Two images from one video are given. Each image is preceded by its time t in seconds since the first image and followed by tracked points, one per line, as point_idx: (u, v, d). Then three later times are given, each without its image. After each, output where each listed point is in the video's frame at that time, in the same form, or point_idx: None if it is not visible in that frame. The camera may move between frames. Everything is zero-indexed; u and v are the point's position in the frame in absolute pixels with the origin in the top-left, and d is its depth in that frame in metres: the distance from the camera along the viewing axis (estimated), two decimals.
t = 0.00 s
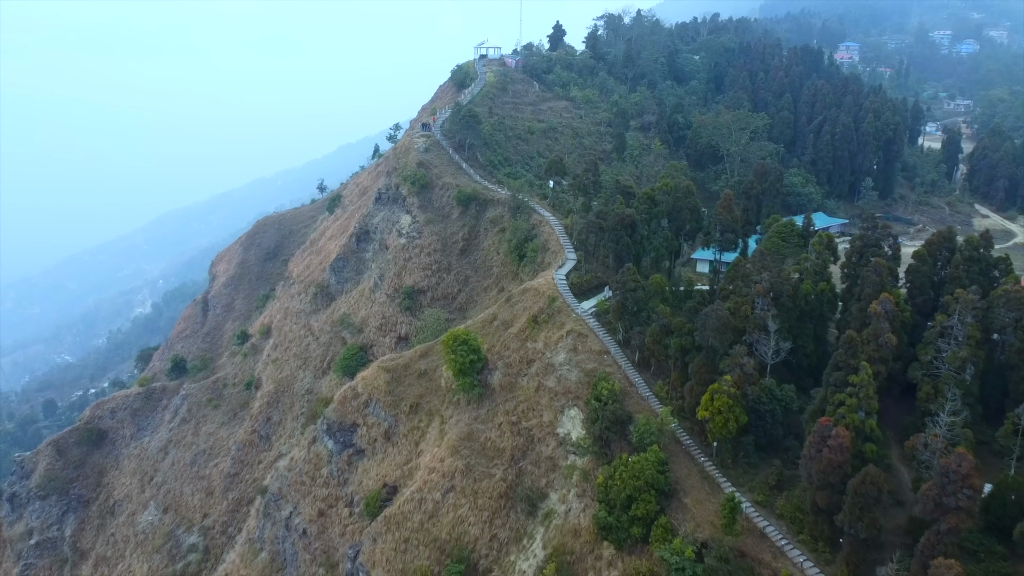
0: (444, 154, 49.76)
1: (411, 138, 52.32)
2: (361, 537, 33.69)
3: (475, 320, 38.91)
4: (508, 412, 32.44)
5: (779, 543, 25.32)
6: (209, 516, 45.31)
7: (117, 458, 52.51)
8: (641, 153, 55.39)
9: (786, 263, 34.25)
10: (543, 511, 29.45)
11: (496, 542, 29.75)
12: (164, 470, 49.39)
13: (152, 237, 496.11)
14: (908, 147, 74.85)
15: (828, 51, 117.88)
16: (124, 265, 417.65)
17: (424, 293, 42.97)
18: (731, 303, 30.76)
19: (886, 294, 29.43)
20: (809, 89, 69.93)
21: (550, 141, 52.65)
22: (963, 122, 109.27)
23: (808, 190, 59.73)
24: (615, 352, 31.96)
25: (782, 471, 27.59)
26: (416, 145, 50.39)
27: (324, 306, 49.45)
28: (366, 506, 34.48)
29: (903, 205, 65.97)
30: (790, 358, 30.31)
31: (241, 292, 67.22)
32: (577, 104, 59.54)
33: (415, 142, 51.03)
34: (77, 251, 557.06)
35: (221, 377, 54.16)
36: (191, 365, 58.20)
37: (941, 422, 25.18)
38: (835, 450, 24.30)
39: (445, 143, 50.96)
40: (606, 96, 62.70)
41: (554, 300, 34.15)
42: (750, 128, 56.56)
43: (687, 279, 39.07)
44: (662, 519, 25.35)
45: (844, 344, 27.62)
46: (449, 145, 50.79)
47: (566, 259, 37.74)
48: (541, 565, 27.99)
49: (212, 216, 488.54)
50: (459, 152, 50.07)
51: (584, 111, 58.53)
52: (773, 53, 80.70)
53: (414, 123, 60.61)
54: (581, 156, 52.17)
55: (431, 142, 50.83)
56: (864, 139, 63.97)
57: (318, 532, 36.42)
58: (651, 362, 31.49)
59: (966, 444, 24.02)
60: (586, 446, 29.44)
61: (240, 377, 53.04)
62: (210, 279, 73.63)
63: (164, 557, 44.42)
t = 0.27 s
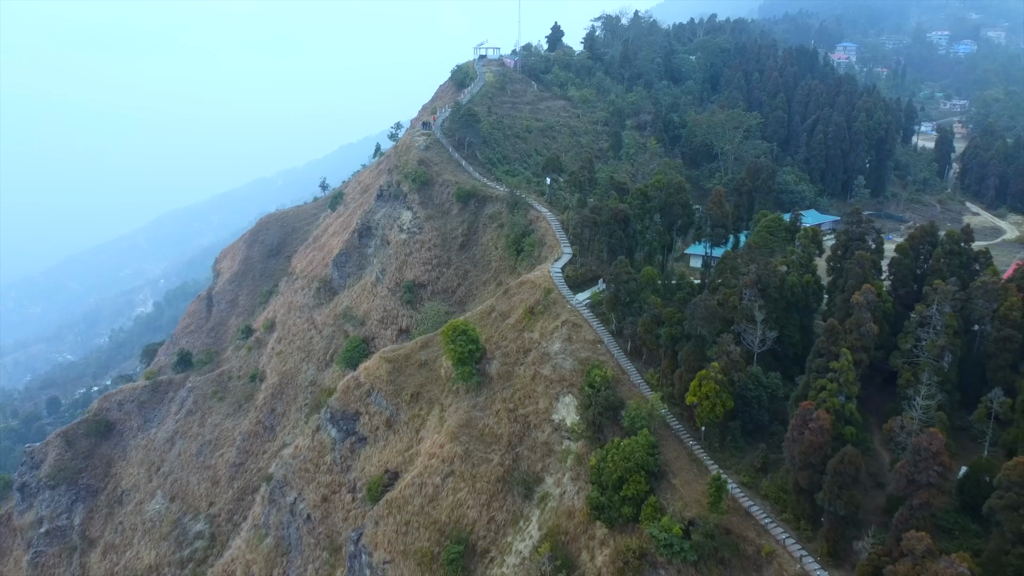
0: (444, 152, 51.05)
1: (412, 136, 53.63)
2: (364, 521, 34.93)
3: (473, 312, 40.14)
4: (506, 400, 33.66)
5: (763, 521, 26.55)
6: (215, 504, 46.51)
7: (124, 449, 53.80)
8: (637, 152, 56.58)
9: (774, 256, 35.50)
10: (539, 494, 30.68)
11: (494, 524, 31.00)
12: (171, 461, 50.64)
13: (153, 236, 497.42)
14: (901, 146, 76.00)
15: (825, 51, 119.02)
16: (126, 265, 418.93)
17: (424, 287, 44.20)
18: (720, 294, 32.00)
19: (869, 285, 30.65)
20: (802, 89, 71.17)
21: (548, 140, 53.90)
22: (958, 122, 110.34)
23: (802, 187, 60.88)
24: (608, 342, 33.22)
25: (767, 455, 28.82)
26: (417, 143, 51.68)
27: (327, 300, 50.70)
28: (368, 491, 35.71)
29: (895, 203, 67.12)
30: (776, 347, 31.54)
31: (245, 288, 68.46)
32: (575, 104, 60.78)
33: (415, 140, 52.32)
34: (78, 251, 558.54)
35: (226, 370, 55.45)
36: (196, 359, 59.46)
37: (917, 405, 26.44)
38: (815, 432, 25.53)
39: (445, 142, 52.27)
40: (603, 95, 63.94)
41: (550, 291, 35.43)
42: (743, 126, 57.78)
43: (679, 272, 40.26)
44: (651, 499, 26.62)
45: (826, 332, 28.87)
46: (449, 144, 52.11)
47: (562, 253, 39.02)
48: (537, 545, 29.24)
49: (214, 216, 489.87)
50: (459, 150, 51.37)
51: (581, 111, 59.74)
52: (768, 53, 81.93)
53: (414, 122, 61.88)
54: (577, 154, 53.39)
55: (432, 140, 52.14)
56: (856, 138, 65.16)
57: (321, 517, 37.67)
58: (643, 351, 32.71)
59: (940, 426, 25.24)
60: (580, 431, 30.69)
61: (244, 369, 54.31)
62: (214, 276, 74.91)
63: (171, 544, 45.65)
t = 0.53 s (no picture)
0: (444, 150, 52.35)
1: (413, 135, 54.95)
2: (366, 505, 36.15)
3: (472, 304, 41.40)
4: (503, 388, 34.92)
5: (748, 502, 27.77)
6: (220, 493, 47.69)
7: (132, 440, 55.08)
8: (633, 150, 57.78)
9: (762, 250, 36.75)
10: (534, 479, 31.91)
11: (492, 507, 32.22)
12: (177, 451, 51.88)
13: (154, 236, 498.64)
14: (894, 145, 77.18)
15: (821, 51, 120.26)
16: (127, 264, 420.14)
17: (424, 281, 45.42)
18: (710, 286, 33.26)
19: (852, 277, 31.89)
20: (796, 89, 72.43)
21: (545, 138, 55.14)
22: (952, 122, 111.51)
23: (795, 185, 62.06)
24: (601, 332, 34.50)
25: (753, 439, 30.04)
26: (417, 141, 52.98)
27: (330, 295, 51.98)
28: (370, 477, 36.93)
29: (887, 200, 68.27)
30: (763, 337, 32.78)
31: (248, 284, 69.71)
32: (572, 103, 62.04)
33: (415, 138, 53.62)
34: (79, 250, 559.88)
35: (231, 363, 56.74)
36: (201, 353, 60.76)
37: (895, 391, 27.72)
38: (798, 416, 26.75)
39: (445, 140, 53.61)
40: (600, 95, 65.20)
41: (546, 284, 36.77)
42: (736, 125, 59.02)
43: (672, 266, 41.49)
44: (641, 480, 27.89)
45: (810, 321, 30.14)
46: (449, 142, 53.43)
47: (558, 248, 40.33)
48: (532, 526, 30.47)
49: (214, 215, 491.03)
50: (458, 148, 52.68)
51: (578, 110, 60.96)
52: (763, 53, 83.19)
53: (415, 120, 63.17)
54: (574, 152, 54.62)
55: (432, 139, 53.46)
56: (849, 137, 66.36)
57: (325, 503, 38.92)
58: (635, 341, 33.97)
59: (916, 409, 26.48)
60: (574, 417, 31.96)
61: (249, 362, 55.60)
62: (218, 272, 76.21)
63: (178, 531, 46.85)
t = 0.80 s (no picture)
0: (444, 148, 53.64)
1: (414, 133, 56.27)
2: (368, 491, 37.39)
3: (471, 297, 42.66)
4: (501, 377, 36.18)
5: (735, 483, 28.99)
6: (225, 482, 48.91)
7: (138, 432, 56.39)
8: (629, 148, 59.02)
9: (751, 244, 38.01)
10: (531, 464, 33.14)
11: (489, 491, 33.43)
12: (183, 442, 53.14)
13: (155, 236, 499.80)
14: (887, 144, 78.36)
15: (818, 51, 121.43)
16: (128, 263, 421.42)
17: (424, 275, 46.68)
18: (700, 278, 34.53)
19: (836, 269, 33.14)
20: (790, 88, 73.70)
21: (543, 136, 56.40)
22: (947, 122, 112.58)
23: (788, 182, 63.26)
24: (595, 323, 35.81)
25: (740, 424, 31.28)
26: (418, 139, 54.28)
27: (332, 289, 53.28)
28: (372, 464, 38.15)
29: (879, 198, 69.44)
30: (751, 327, 34.03)
31: (252, 280, 70.98)
32: (569, 102, 63.29)
33: (416, 137, 54.93)
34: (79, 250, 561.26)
35: (235, 356, 58.04)
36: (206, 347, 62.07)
37: (875, 377, 28.99)
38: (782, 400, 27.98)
39: (445, 138, 54.91)
40: (597, 94, 66.47)
41: (542, 276, 38.11)
42: (730, 124, 60.25)
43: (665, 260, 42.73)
44: (632, 462, 29.17)
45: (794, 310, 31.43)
46: (449, 140, 54.73)
47: (554, 242, 41.67)
48: (528, 509, 31.69)
49: (215, 215, 492.30)
50: (458, 146, 53.98)
51: (575, 109, 62.19)
52: (759, 53, 84.44)
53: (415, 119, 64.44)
54: (571, 150, 55.88)
55: (432, 137, 54.75)
56: (841, 136, 67.57)
57: (328, 490, 40.19)
58: (628, 331, 35.25)
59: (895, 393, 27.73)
60: (569, 404, 33.24)
61: (253, 355, 56.92)
62: (221, 269, 77.51)
63: (185, 520, 48.06)
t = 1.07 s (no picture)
0: (444, 146, 54.93)
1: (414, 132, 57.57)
2: (370, 477, 38.63)
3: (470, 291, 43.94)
4: (499, 367, 37.44)
5: (723, 467, 30.24)
6: (230, 472, 50.14)
7: (145, 424, 57.69)
8: (625, 146, 60.27)
9: (741, 238, 39.28)
10: (527, 450, 34.40)
11: (488, 476, 34.67)
12: (189, 433, 54.42)
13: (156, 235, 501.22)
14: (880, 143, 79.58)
15: (814, 52, 122.65)
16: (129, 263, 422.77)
17: (425, 270, 47.96)
18: (691, 271, 35.78)
19: (822, 261, 34.37)
20: (784, 88, 74.99)
21: (541, 135, 57.67)
22: (942, 121, 113.75)
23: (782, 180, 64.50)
24: (590, 314, 37.12)
25: (728, 411, 32.52)
26: (418, 137, 55.58)
27: (335, 284, 54.60)
28: (374, 452, 39.41)
29: (872, 196, 70.62)
30: (740, 317, 35.27)
31: (255, 276, 72.27)
32: (567, 101, 64.59)
33: (417, 135, 56.24)
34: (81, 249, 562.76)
35: (239, 350, 59.35)
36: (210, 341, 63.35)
37: (857, 364, 30.28)
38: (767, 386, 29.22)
39: (445, 136, 56.21)
40: (594, 94, 67.76)
41: (538, 269, 39.47)
42: (724, 123, 61.51)
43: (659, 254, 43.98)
44: (624, 446, 30.43)
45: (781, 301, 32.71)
46: (449, 138, 56.02)
47: (550, 237, 43.04)
48: (525, 493, 32.94)
49: (216, 214, 493.76)
50: (458, 144, 55.28)
51: (573, 108, 63.46)
52: (754, 53, 85.72)
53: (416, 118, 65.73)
54: (568, 148, 57.16)
55: (432, 136, 56.04)
56: (834, 135, 68.83)
57: (332, 477, 41.47)
58: (621, 322, 36.53)
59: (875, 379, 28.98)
60: (564, 392, 34.51)
61: (257, 349, 58.23)
62: (225, 265, 78.81)
63: (191, 508, 49.27)
